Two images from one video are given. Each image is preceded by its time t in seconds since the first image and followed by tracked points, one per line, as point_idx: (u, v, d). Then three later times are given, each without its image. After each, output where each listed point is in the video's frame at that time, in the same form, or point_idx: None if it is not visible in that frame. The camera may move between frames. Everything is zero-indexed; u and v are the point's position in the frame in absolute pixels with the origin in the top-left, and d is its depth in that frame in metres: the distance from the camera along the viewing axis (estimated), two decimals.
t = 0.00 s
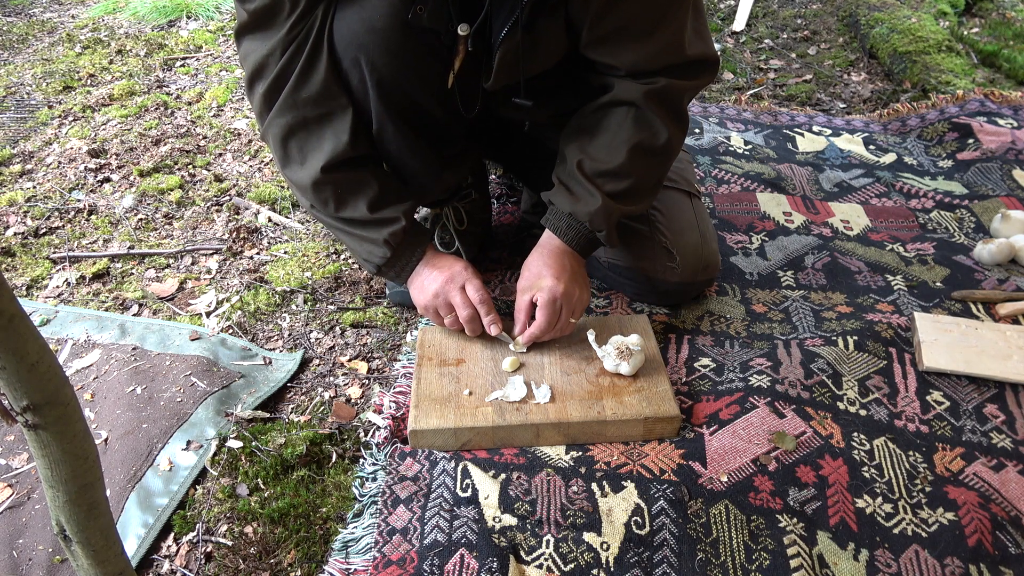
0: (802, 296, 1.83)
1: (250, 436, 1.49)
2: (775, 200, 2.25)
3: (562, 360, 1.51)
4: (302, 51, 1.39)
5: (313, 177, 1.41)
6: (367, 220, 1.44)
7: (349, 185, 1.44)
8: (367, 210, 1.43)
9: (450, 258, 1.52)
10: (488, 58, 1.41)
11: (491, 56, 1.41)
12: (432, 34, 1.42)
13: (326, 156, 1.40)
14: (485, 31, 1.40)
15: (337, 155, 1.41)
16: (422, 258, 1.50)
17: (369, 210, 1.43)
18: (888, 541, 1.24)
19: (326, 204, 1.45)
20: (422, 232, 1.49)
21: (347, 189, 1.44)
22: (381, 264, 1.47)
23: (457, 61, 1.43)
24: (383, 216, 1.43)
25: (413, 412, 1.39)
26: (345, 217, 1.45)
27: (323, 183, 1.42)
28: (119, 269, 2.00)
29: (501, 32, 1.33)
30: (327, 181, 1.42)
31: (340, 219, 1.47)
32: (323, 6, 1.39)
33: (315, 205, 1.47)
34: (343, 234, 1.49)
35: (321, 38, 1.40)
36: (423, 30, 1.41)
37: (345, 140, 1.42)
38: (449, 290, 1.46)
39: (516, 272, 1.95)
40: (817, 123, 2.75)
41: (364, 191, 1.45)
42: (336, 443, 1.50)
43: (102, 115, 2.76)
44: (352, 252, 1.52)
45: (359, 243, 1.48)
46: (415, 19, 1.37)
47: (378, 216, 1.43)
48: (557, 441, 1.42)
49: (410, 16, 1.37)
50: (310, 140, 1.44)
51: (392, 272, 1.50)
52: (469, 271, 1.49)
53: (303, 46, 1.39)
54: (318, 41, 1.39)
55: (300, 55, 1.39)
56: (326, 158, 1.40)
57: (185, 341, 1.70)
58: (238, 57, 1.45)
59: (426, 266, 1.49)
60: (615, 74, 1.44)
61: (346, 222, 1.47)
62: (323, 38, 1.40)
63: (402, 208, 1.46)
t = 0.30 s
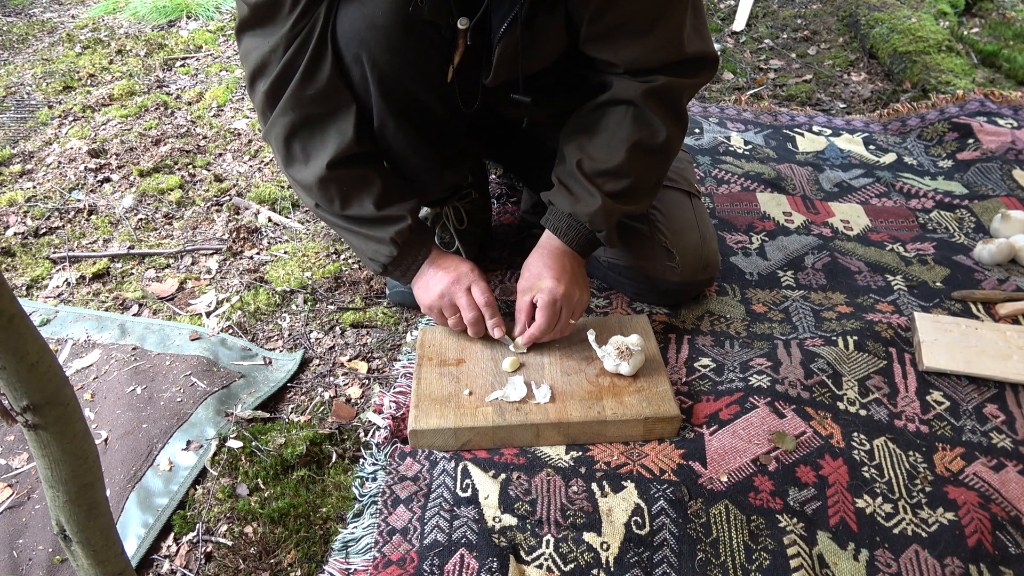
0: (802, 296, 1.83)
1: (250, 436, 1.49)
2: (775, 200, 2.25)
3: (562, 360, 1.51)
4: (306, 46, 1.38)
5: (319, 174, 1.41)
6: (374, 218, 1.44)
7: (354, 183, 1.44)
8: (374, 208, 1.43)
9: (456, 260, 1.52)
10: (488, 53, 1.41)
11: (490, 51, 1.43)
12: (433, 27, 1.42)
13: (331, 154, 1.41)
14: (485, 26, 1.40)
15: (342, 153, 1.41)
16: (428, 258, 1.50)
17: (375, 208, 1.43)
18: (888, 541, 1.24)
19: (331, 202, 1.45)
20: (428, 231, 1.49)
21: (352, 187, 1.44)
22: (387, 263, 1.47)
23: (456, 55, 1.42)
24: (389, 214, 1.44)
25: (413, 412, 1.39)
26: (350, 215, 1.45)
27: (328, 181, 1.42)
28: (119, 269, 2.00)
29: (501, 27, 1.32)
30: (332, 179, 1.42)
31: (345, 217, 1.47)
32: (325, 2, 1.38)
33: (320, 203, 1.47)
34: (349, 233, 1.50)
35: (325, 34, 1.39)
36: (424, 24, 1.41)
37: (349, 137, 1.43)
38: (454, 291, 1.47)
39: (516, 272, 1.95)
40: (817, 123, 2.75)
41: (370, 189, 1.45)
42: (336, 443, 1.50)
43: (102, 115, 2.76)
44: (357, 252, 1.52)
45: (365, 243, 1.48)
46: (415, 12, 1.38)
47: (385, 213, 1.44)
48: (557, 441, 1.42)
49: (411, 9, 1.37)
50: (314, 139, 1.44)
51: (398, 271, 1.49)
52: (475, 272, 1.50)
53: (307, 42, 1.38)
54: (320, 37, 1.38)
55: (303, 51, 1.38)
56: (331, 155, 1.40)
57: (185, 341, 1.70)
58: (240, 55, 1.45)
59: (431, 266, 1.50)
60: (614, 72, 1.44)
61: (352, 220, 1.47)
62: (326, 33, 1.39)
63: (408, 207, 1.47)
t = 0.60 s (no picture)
0: (802, 296, 1.83)
1: (250, 436, 1.49)
2: (775, 200, 2.25)
3: (562, 360, 1.51)
4: (310, 42, 1.37)
5: (322, 171, 1.40)
6: (378, 216, 1.44)
7: (357, 180, 1.43)
8: (377, 205, 1.43)
9: (456, 261, 1.51)
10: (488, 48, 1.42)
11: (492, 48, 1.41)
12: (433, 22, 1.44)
13: (335, 149, 1.40)
14: (485, 19, 1.40)
15: (345, 149, 1.41)
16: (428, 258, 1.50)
17: (378, 206, 1.43)
18: (888, 541, 1.24)
19: (334, 199, 1.44)
20: (428, 229, 1.50)
21: (356, 184, 1.43)
22: (389, 262, 1.47)
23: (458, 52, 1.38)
24: (392, 212, 1.44)
25: (413, 412, 1.39)
26: (353, 212, 1.45)
27: (331, 177, 1.41)
28: (119, 269, 2.00)
29: (500, 21, 1.32)
30: (335, 176, 1.41)
31: (348, 215, 1.46)
32: None
33: (322, 200, 1.46)
34: (350, 231, 1.49)
35: (328, 30, 1.39)
36: (423, 19, 1.43)
37: (352, 134, 1.42)
38: (453, 295, 1.46)
39: (516, 271, 1.95)
40: (817, 123, 2.75)
41: (372, 186, 1.44)
42: (336, 443, 1.50)
43: (102, 115, 2.76)
44: (359, 250, 1.52)
45: (366, 242, 1.47)
46: (415, 4, 1.39)
47: (388, 211, 1.43)
48: (557, 441, 1.42)
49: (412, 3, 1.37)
50: (316, 135, 1.43)
51: (398, 270, 1.50)
52: (475, 277, 1.49)
53: (310, 38, 1.37)
54: (323, 33, 1.38)
55: (307, 46, 1.37)
56: (334, 151, 1.40)
57: (185, 341, 1.70)
58: (242, 50, 1.44)
59: (431, 268, 1.49)
60: (614, 69, 1.44)
61: (355, 217, 1.46)
62: (329, 29, 1.38)
63: (410, 205, 1.47)
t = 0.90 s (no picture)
0: (802, 296, 1.83)
1: (250, 436, 1.49)
2: (775, 200, 2.25)
3: (562, 360, 1.51)
4: (303, 44, 1.38)
5: (313, 172, 1.40)
6: (368, 218, 1.44)
7: (347, 181, 1.43)
8: (367, 206, 1.43)
9: (452, 260, 1.50)
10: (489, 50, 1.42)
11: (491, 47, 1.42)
12: (431, 25, 1.43)
13: (326, 151, 1.40)
14: (485, 24, 1.38)
15: (336, 150, 1.40)
16: (422, 258, 1.49)
17: (368, 207, 1.43)
18: (888, 541, 1.24)
19: (325, 200, 1.45)
20: (422, 229, 1.48)
21: (347, 185, 1.43)
22: (381, 263, 1.47)
23: (458, 54, 1.39)
24: (382, 212, 1.43)
25: (413, 412, 1.39)
26: (344, 214, 1.44)
27: (322, 178, 1.41)
28: (119, 269, 2.00)
29: (501, 24, 1.31)
30: (325, 177, 1.41)
31: (339, 216, 1.46)
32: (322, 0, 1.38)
33: (314, 201, 1.46)
34: (343, 232, 1.49)
35: (322, 32, 1.39)
36: (421, 22, 1.42)
37: (344, 135, 1.42)
38: (447, 298, 1.46)
39: (516, 271, 1.95)
40: (817, 123, 2.75)
41: (363, 186, 1.44)
42: (337, 443, 1.50)
43: (102, 115, 2.76)
44: (353, 251, 1.51)
45: (358, 243, 1.47)
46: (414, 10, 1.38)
47: (378, 213, 1.43)
48: (557, 441, 1.42)
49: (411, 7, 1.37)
50: (309, 135, 1.43)
51: (392, 270, 1.49)
52: (469, 279, 1.47)
53: (304, 39, 1.38)
54: (317, 35, 1.39)
55: (300, 48, 1.38)
56: (326, 152, 1.40)
57: (185, 341, 1.70)
58: (239, 53, 1.46)
59: (426, 268, 1.48)
60: (619, 70, 1.44)
61: (346, 218, 1.45)
62: (324, 31, 1.39)
63: (402, 205, 1.46)
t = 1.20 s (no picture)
0: (802, 296, 1.83)
1: (250, 436, 1.49)
2: (775, 200, 2.25)
3: (562, 360, 1.51)
4: (300, 47, 1.38)
5: (311, 174, 1.40)
6: (367, 218, 1.44)
7: (346, 183, 1.43)
8: (366, 207, 1.43)
9: (455, 260, 1.50)
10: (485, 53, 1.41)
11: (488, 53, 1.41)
12: (427, 28, 1.43)
13: (324, 153, 1.40)
14: (482, 28, 1.38)
15: (334, 152, 1.40)
16: (423, 257, 1.49)
17: (367, 208, 1.43)
18: (888, 541, 1.24)
19: (323, 203, 1.44)
20: (421, 228, 1.48)
21: (345, 187, 1.43)
22: (381, 262, 1.47)
23: (455, 58, 1.40)
24: (381, 213, 1.43)
25: (413, 412, 1.39)
26: (343, 215, 1.44)
27: (320, 181, 1.41)
28: (119, 269, 2.00)
29: (497, 28, 1.30)
30: (324, 179, 1.41)
31: (338, 217, 1.46)
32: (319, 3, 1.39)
33: (313, 203, 1.46)
34: (342, 233, 1.49)
35: (319, 35, 1.39)
36: (418, 26, 1.42)
37: (342, 137, 1.42)
38: (450, 296, 1.45)
39: (516, 272, 1.95)
40: (817, 123, 2.75)
41: (362, 188, 1.44)
42: (337, 443, 1.50)
43: (102, 115, 2.76)
44: (352, 252, 1.51)
45: (358, 242, 1.47)
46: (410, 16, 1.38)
47: (377, 213, 1.43)
48: (557, 441, 1.42)
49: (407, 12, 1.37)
50: (307, 138, 1.43)
51: (392, 270, 1.49)
52: (473, 279, 1.47)
53: (301, 43, 1.38)
54: (314, 39, 1.39)
55: (298, 51, 1.38)
56: (324, 155, 1.40)
57: (185, 341, 1.70)
58: (237, 56, 1.45)
59: (427, 266, 1.48)
60: (613, 76, 1.44)
61: (345, 219, 1.45)
62: (321, 36, 1.40)
63: (401, 206, 1.46)
